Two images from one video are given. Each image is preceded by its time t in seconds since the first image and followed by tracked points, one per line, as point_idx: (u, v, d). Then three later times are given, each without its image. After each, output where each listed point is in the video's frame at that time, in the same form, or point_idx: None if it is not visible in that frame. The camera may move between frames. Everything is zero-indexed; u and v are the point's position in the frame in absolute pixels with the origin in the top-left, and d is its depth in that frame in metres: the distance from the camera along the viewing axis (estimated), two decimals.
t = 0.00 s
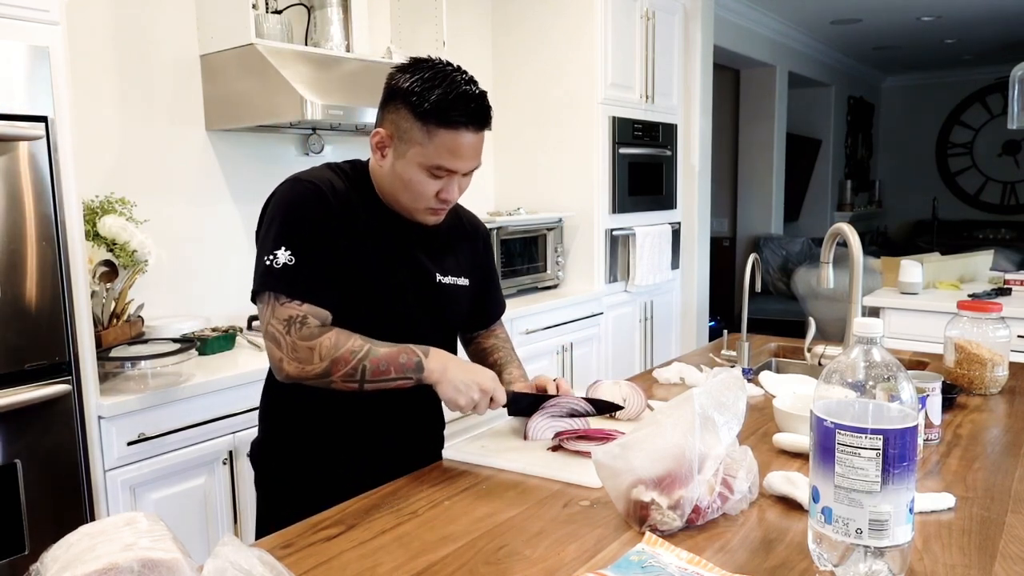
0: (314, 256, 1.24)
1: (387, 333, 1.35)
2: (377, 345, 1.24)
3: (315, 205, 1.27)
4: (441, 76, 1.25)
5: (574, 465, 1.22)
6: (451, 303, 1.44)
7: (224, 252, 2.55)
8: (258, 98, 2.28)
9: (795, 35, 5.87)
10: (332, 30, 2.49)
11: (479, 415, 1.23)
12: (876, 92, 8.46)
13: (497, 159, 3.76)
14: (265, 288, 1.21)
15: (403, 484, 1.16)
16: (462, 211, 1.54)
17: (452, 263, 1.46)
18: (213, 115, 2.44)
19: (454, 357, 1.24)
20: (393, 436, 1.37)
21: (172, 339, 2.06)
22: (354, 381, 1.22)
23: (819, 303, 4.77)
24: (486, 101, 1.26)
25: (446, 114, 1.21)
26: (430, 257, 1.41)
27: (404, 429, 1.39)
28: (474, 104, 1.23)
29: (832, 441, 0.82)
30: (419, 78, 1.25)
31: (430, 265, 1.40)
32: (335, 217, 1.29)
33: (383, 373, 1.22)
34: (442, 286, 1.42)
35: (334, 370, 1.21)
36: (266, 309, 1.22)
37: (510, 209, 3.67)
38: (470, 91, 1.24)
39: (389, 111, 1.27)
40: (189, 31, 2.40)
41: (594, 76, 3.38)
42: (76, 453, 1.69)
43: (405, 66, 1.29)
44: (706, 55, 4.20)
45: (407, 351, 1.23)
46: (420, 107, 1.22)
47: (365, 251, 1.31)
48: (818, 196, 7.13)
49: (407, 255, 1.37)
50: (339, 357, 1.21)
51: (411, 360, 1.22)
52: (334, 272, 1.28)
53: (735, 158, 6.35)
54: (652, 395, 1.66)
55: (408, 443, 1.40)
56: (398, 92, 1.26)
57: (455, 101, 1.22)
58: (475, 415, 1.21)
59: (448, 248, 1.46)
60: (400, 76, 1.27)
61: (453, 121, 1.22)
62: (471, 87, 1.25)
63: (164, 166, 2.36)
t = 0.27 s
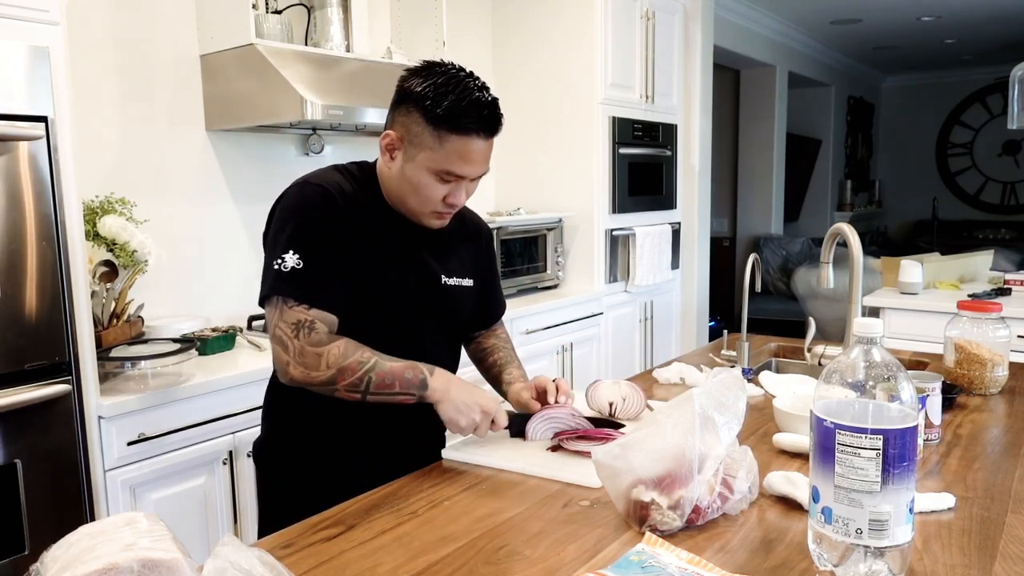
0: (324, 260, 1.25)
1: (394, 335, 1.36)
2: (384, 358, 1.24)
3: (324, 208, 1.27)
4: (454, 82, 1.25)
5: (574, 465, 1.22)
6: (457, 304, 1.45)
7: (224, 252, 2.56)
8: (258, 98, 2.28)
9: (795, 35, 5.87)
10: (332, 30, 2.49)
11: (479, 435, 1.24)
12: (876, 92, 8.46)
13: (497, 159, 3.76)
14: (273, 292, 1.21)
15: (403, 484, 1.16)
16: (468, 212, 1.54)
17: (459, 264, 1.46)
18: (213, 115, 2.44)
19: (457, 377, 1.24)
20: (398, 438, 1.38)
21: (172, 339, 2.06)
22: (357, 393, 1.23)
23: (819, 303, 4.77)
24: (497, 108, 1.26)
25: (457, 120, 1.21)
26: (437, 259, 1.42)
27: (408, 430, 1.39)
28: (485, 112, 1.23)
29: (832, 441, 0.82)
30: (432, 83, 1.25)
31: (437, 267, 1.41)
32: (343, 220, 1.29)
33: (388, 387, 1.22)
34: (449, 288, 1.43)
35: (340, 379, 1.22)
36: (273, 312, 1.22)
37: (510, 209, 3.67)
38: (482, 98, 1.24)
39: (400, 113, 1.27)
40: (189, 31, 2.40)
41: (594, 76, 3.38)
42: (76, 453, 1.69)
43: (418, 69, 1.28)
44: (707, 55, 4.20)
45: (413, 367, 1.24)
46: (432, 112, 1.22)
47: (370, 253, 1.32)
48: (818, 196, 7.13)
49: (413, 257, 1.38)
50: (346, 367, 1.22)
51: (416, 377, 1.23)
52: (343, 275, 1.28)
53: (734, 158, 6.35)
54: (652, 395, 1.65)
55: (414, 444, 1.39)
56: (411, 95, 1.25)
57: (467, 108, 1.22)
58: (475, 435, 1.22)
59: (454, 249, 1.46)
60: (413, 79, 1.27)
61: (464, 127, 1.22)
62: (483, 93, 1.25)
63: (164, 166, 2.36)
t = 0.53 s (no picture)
0: (323, 264, 1.24)
1: (395, 335, 1.36)
2: (387, 372, 1.25)
3: (321, 213, 1.26)
4: (454, 79, 1.26)
5: (574, 466, 1.22)
6: (456, 303, 1.45)
7: (224, 252, 2.56)
8: (258, 98, 2.28)
9: (795, 35, 5.87)
10: (332, 30, 2.49)
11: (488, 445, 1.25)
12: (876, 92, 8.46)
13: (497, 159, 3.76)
14: (272, 300, 1.21)
15: (403, 484, 1.16)
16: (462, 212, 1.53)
17: (456, 263, 1.46)
18: (213, 116, 2.44)
19: (466, 394, 1.25)
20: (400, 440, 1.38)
21: (172, 339, 2.06)
22: (361, 403, 1.24)
23: (819, 304, 4.77)
24: (497, 106, 1.26)
25: (457, 117, 1.21)
26: (435, 258, 1.42)
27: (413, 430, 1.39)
28: (485, 109, 1.24)
29: (832, 442, 0.81)
30: (432, 81, 1.25)
31: (435, 266, 1.41)
32: (341, 225, 1.28)
33: (391, 401, 1.24)
34: (447, 287, 1.43)
35: (342, 390, 1.22)
36: (275, 319, 1.23)
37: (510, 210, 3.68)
38: (482, 96, 1.25)
39: (400, 111, 1.27)
40: (189, 31, 2.40)
41: (594, 76, 3.38)
42: (76, 454, 1.69)
43: (418, 67, 1.29)
44: (707, 55, 4.20)
45: (418, 382, 1.24)
46: (433, 109, 1.22)
47: (371, 254, 1.32)
48: (818, 196, 7.13)
49: (411, 258, 1.37)
50: (348, 377, 1.22)
51: (419, 394, 1.23)
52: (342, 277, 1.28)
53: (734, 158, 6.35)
54: (652, 396, 1.65)
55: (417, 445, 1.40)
56: (411, 93, 1.26)
57: (467, 105, 1.22)
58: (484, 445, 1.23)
59: (451, 248, 1.46)
60: (413, 76, 1.27)
61: (465, 124, 1.22)
62: (482, 91, 1.26)
63: (164, 166, 2.36)
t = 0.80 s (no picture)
0: (316, 260, 1.24)
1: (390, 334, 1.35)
2: (370, 341, 1.24)
3: (316, 209, 1.27)
4: (451, 77, 1.26)
5: (574, 466, 1.22)
6: (451, 303, 1.45)
7: (223, 252, 2.55)
8: (258, 98, 2.28)
9: (795, 35, 5.87)
10: (332, 30, 2.49)
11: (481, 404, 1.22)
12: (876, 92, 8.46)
13: (497, 160, 3.76)
14: (261, 293, 1.21)
15: (403, 484, 1.16)
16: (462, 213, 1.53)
17: (452, 263, 1.46)
18: (213, 116, 2.44)
19: (449, 347, 1.24)
20: (396, 438, 1.38)
21: (172, 339, 2.06)
22: (349, 378, 1.22)
23: (819, 303, 4.77)
24: (493, 103, 1.26)
25: (454, 114, 1.21)
26: (430, 258, 1.42)
27: (410, 430, 1.39)
28: (482, 106, 1.23)
29: (833, 442, 0.81)
30: (429, 78, 1.25)
31: (430, 266, 1.41)
32: (335, 221, 1.29)
33: (377, 368, 1.22)
34: (443, 286, 1.42)
35: (329, 368, 1.21)
36: (262, 313, 1.23)
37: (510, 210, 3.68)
38: (479, 93, 1.24)
39: (398, 108, 1.27)
40: (189, 32, 2.40)
41: (593, 76, 3.39)
42: (76, 454, 1.69)
43: (415, 65, 1.29)
44: (707, 54, 4.20)
45: (401, 344, 1.24)
46: (430, 106, 1.22)
47: (366, 255, 1.31)
48: (818, 196, 7.13)
49: (406, 256, 1.37)
50: (333, 355, 1.21)
51: (404, 353, 1.22)
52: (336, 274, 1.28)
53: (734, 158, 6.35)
54: (652, 396, 1.65)
55: (412, 443, 1.39)
56: (408, 91, 1.26)
57: (464, 102, 1.22)
58: (477, 402, 1.20)
59: (448, 247, 1.46)
60: (411, 74, 1.27)
61: (461, 121, 1.22)
62: (479, 88, 1.26)
63: (163, 166, 2.36)
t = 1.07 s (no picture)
0: (312, 258, 1.24)
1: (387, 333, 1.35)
2: (366, 338, 1.24)
3: (313, 208, 1.27)
4: (447, 77, 1.26)
5: (574, 465, 1.22)
6: (450, 303, 1.45)
7: (223, 252, 2.55)
8: (258, 98, 2.28)
9: (795, 35, 5.87)
10: (332, 30, 2.49)
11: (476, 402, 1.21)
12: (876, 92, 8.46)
13: (497, 160, 3.76)
14: (258, 290, 1.21)
15: (403, 484, 1.16)
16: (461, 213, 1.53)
17: (451, 263, 1.46)
18: (213, 116, 2.44)
19: (446, 344, 1.24)
20: (394, 437, 1.38)
21: (172, 339, 2.06)
22: (345, 375, 1.23)
23: (819, 303, 4.77)
24: (490, 103, 1.26)
25: (450, 114, 1.21)
26: (428, 257, 1.42)
27: (409, 431, 1.40)
28: (478, 106, 1.23)
29: (832, 441, 0.81)
30: (426, 78, 1.25)
31: (428, 265, 1.41)
32: (333, 220, 1.29)
33: (373, 364, 1.22)
34: (441, 286, 1.42)
35: (325, 365, 1.21)
36: (258, 310, 1.23)
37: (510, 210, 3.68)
38: (475, 93, 1.25)
39: (394, 108, 1.27)
40: (189, 31, 2.40)
41: (593, 76, 3.38)
42: (76, 454, 1.69)
43: (412, 65, 1.29)
44: (707, 54, 4.20)
45: (397, 340, 1.24)
46: (426, 106, 1.22)
47: (364, 254, 1.31)
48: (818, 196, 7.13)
49: (404, 255, 1.37)
50: (329, 352, 1.21)
51: (401, 349, 1.22)
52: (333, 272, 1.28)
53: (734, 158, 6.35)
54: (652, 395, 1.65)
55: (410, 442, 1.40)
56: (405, 91, 1.26)
57: (460, 102, 1.22)
58: (472, 399, 1.19)
59: (446, 247, 1.46)
60: (407, 74, 1.27)
61: (457, 121, 1.22)
62: (475, 88, 1.26)
63: (163, 166, 2.36)
